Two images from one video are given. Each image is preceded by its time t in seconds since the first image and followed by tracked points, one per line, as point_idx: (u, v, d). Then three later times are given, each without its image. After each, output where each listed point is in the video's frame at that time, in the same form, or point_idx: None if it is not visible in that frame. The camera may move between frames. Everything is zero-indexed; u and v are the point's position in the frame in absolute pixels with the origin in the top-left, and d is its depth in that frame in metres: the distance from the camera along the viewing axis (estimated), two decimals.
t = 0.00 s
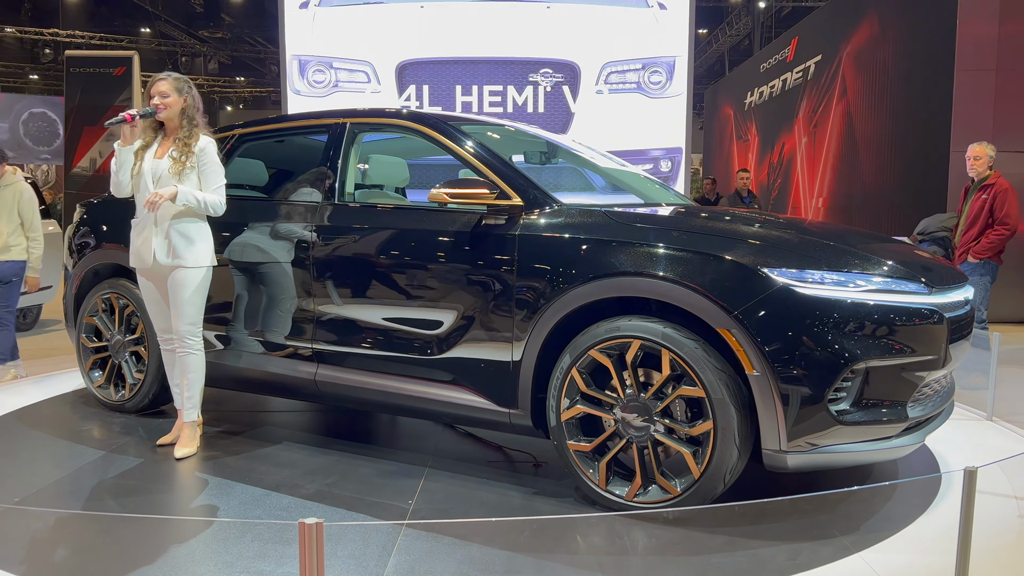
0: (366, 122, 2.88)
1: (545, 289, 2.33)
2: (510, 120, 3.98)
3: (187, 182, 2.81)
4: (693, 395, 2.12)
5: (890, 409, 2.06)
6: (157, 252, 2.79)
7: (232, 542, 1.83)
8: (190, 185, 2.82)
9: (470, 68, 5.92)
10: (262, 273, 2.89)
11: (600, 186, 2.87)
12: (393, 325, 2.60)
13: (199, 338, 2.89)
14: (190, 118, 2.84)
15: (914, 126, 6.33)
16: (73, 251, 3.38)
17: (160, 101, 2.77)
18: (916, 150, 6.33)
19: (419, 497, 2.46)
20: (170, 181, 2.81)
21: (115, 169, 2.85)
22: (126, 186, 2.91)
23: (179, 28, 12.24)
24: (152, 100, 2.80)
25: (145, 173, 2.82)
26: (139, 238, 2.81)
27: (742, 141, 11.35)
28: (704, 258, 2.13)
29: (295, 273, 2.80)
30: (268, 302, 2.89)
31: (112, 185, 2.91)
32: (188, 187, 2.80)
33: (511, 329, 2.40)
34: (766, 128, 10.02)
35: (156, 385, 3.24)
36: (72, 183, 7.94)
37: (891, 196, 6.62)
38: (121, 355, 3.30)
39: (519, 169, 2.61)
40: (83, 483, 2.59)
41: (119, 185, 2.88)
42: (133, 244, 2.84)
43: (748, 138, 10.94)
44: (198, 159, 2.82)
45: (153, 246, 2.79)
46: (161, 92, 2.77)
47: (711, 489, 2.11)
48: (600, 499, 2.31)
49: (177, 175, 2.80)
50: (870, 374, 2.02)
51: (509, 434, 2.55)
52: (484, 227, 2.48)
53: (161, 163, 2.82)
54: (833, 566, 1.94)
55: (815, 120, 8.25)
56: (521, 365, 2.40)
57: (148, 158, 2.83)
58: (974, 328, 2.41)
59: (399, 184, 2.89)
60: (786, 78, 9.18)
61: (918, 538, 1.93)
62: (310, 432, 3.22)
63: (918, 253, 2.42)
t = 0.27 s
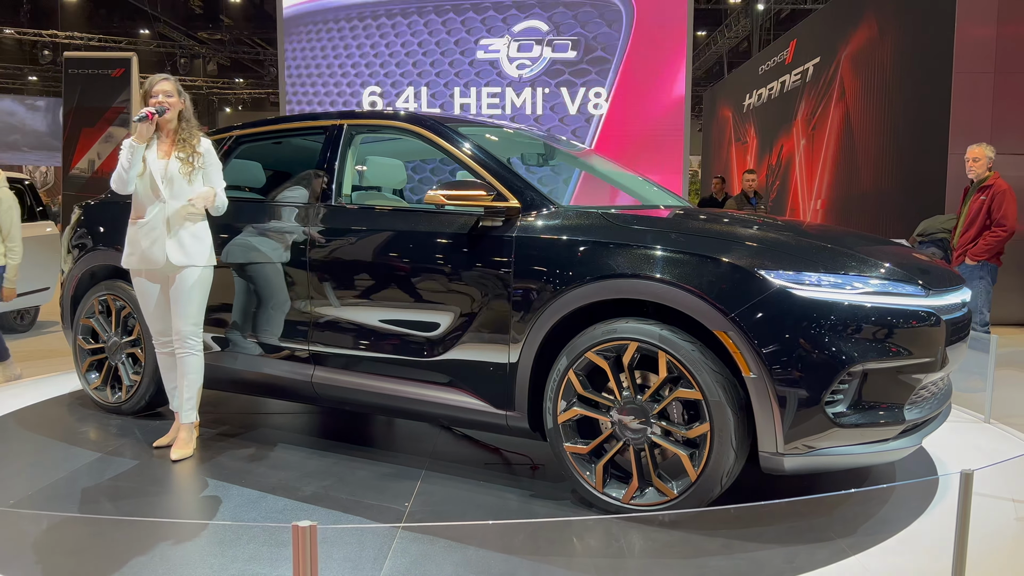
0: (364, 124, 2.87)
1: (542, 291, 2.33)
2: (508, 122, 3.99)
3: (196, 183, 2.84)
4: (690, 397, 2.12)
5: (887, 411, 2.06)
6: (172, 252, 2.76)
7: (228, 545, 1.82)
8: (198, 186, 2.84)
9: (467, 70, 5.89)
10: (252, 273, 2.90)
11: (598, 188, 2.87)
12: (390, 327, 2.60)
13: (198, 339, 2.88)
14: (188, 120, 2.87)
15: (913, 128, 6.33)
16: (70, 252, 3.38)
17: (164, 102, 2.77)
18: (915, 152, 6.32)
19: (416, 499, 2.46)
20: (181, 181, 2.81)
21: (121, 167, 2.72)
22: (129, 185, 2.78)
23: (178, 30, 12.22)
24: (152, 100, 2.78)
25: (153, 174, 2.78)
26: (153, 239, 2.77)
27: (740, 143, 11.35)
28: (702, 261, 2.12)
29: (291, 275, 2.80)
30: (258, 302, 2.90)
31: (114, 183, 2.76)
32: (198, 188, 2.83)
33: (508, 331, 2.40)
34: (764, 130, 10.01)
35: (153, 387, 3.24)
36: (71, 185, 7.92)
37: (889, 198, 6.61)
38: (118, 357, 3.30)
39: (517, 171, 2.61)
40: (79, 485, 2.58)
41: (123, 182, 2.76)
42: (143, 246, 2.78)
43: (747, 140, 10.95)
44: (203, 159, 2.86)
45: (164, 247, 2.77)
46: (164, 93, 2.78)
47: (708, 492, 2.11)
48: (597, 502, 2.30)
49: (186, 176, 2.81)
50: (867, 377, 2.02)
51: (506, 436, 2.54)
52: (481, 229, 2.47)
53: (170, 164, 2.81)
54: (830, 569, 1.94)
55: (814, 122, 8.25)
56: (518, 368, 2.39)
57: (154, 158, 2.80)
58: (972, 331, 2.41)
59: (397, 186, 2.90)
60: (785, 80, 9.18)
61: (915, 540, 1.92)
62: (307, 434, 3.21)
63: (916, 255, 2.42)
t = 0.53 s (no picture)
0: (360, 125, 2.87)
1: (536, 292, 2.33)
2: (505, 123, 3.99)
3: (197, 184, 2.86)
4: (683, 398, 2.12)
5: (881, 412, 2.06)
6: (176, 253, 2.77)
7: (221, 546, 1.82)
8: (198, 187, 2.86)
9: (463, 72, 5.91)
10: (241, 276, 2.92)
11: (593, 190, 2.87)
12: (384, 328, 2.60)
13: (195, 340, 2.88)
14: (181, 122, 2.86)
15: (912, 130, 6.33)
16: (66, 253, 3.38)
17: (161, 103, 2.73)
18: (912, 154, 6.35)
19: (410, 500, 2.45)
20: (182, 183, 2.81)
21: (130, 170, 2.65)
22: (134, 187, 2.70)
23: (176, 31, 12.20)
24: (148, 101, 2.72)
25: (155, 176, 2.75)
26: (156, 242, 2.77)
27: (739, 145, 11.36)
28: (696, 262, 2.13)
29: (286, 276, 2.80)
30: (245, 307, 2.92)
31: (119, 186, 2.67)
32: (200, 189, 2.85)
33: (503, 332, 2.40)
34: (763, 131, 10.02)
35: (148, 387, 3.24)
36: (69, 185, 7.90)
37: (887, 199, 6.62)
38: (113, 358, 3.30)
39: (512, 172, 2.61)
40: (73, 486, 2.58)
41: (130, 185, 2.67)
42: (147, 248, 2.77)
43: (745, 142, 10.95)
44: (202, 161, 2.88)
45: (170, 249, 2.78)
46: (159, 95, 2.73)
47: (701, 493, 2.11)
48: (591, 502, 2.30)
49: (188, 177, 2.82)
50: (860, 377, 2.02)
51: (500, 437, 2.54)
52: (476, 230, 2.48)
53: (170, 165, 2.80)
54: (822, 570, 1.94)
55: (812, 123, 8.25)
56: (512, 369, 2.39)
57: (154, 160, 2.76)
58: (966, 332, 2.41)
59: (392, 186, 2.90)
60: (783, 81, 9.18)
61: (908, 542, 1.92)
62: (302, 435, 3.21)
63: (911, 257, 2.42)
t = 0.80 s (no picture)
0: (354, 126, 2.87)
1: (530, 293, 2.34)
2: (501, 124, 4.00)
3: (195, 186, 2.87)
4: (676, 399, 2.12)
5: (874, 414, 2.06)
6: (177, 254, 2.77)
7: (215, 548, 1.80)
8: (197, 188, 2.87)
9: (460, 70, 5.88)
10: (232, 278, 2.93)
11: (588, 192, 2.87)
12: (379, 329, 2.60)
13: (191, 340, 2.88)
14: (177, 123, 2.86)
15: (909, 131, 6.34)
16: (62, 254, 3.38)
17: (156, 107, 2.72)
18: (910, 155, 6.35)
19: (404, 501, 2.46)
20: (181, 185, 2.82)
21: (131, 173, 2.64)
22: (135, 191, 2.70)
23: (175, 32, 12.19)
24: (144, 105, 2.72)
25: (155, 179, 2.75)
26: (157, 243, 2.77)
27: (737, 146, 11.36)
28: (689, 263, 2.13)
29: (281, 276, 2.80)
30: (237, 308, 2.93)
31: (120, 190, 2.67)
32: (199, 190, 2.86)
33: (497, 333, 2.40)
34: (761, 132, 10.02)
35: (144, 388, 3.24)
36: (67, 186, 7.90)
37: (885, 200, 6.62)
38: (109, 359, 3.30)
39: (506, 173, 2.61)
40: (68, 487, 2.58)
41: (131, 189, 2.67)
42: (147, 250, 2.77)
43: (744, 143, 10.96)
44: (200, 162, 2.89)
45: (170, 250, 2.78)
46: (154, 98, 2.73)
47: (693, 494, 2.11)
48: (584, 503, 2.31)
49: (187, 179, 2.83)
50: (852, 379, 2.02)
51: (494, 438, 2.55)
52: (470, 231, 2.48)
53: (169, 168, 2.80)
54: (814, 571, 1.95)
55: (810, 124, 8.26)
56: (505, 370, 2.39)
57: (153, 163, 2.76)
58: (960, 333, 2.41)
59: (386, 188, 2.92)
60: (781, 82, 9.19)
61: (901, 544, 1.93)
62: (298, 436, 3.22)
63: (905, 259, 2.42)
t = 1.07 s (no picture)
0: (351, 127, 2.88)
1: (527, 294, 2.34)
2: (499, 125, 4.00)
3: (195, 187, 2.87)
4: (671, 400, 2.13)
5: (869, 414, 2.06)
6: (177, 255, 2.77)
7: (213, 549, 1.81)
8: (197, 190, 2.88)
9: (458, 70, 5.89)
10: (229, 279, 2.93)
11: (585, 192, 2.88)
12: (376, 330, 2.60)
13: (189, 342, 2.88)
14: (176, 125, 2.87)
15: (907, 131, 6.36)
16: (60, 255, 3.39)
17: (155, 109, 2.73)
18: (908, 156, 6.34)
19: (400, 502, 2.46)
20: (181, 187, 2.82)
21: (131, 176, 2.64)
22: (135, 193, 2.71)
23: (176, 33, 12.19)
24: (143, 108, 2.72)
25: (155, 180, 2.76)
26: (157, 245, 2.78)
27: (737, 146, 11.36)
28: (685, 264, 2.13)
29: (278, 277, 2.80)
30: (234, 309, 2.93)
31: (121, 193, 2.68)
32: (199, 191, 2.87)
33: (493, 334, 2.40)
34: (760, 133, 10.03)
35: (141, 389, 3.24)
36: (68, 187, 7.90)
37: (883, 201, 6.63)
38: (106, 360, 3.30)
39: (502, 174, 2.62)
40: (65, 488, 2.58)
41: (131, 192, 2.68)
42: (147, 252, 2.77)
43: (743, 143, 10.97)
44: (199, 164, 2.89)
45: (170, 252, 2.78)
46: (153, 101, 2.73)
47: (688, 495, 2.12)
48: (580, 504, 2.31)
49: (186, 180, 2.84)
50: (848, 379, 2.02)
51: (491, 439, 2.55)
52: (466, 232, 2.48)
53: (169, 169, 2.80)
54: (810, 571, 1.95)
55: (809, 124, 8.27)
56: (502, 370, 2.40)
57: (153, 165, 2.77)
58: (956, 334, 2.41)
59: (383, 188, 2.92)
60: (781, 83, 9.20)
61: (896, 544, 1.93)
62: (295, 436, 3.22)
63: (902, 260, 2.43)
